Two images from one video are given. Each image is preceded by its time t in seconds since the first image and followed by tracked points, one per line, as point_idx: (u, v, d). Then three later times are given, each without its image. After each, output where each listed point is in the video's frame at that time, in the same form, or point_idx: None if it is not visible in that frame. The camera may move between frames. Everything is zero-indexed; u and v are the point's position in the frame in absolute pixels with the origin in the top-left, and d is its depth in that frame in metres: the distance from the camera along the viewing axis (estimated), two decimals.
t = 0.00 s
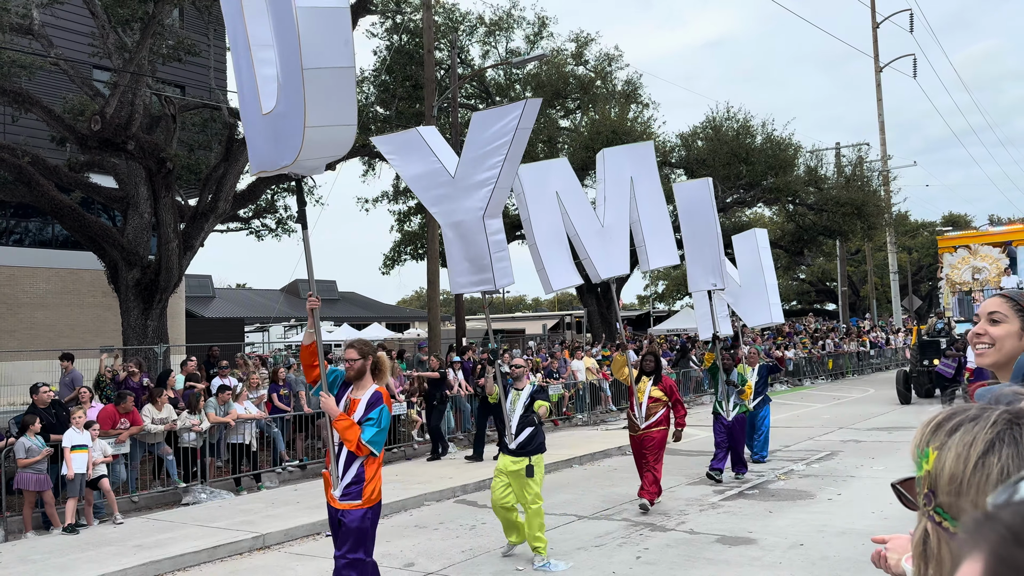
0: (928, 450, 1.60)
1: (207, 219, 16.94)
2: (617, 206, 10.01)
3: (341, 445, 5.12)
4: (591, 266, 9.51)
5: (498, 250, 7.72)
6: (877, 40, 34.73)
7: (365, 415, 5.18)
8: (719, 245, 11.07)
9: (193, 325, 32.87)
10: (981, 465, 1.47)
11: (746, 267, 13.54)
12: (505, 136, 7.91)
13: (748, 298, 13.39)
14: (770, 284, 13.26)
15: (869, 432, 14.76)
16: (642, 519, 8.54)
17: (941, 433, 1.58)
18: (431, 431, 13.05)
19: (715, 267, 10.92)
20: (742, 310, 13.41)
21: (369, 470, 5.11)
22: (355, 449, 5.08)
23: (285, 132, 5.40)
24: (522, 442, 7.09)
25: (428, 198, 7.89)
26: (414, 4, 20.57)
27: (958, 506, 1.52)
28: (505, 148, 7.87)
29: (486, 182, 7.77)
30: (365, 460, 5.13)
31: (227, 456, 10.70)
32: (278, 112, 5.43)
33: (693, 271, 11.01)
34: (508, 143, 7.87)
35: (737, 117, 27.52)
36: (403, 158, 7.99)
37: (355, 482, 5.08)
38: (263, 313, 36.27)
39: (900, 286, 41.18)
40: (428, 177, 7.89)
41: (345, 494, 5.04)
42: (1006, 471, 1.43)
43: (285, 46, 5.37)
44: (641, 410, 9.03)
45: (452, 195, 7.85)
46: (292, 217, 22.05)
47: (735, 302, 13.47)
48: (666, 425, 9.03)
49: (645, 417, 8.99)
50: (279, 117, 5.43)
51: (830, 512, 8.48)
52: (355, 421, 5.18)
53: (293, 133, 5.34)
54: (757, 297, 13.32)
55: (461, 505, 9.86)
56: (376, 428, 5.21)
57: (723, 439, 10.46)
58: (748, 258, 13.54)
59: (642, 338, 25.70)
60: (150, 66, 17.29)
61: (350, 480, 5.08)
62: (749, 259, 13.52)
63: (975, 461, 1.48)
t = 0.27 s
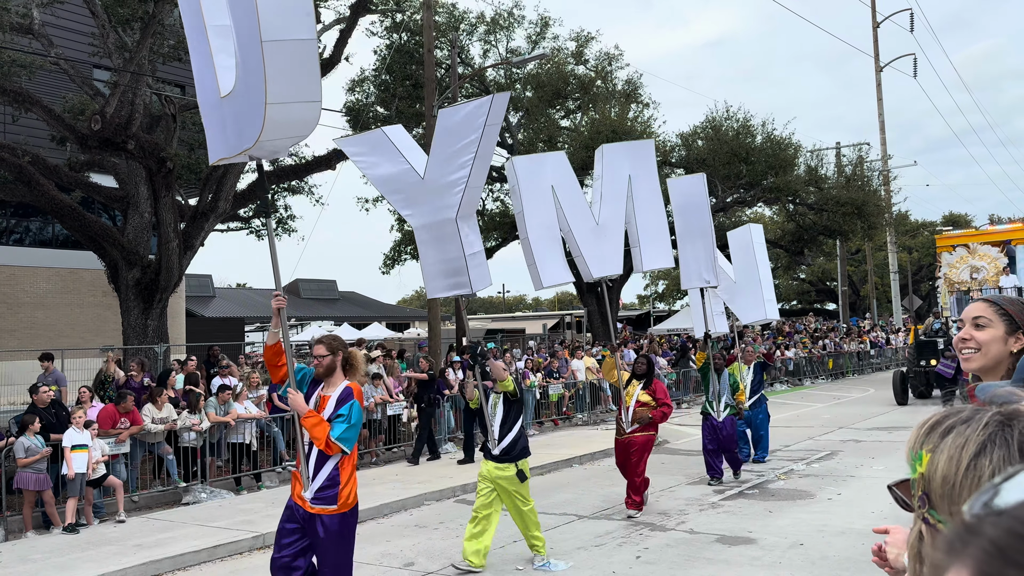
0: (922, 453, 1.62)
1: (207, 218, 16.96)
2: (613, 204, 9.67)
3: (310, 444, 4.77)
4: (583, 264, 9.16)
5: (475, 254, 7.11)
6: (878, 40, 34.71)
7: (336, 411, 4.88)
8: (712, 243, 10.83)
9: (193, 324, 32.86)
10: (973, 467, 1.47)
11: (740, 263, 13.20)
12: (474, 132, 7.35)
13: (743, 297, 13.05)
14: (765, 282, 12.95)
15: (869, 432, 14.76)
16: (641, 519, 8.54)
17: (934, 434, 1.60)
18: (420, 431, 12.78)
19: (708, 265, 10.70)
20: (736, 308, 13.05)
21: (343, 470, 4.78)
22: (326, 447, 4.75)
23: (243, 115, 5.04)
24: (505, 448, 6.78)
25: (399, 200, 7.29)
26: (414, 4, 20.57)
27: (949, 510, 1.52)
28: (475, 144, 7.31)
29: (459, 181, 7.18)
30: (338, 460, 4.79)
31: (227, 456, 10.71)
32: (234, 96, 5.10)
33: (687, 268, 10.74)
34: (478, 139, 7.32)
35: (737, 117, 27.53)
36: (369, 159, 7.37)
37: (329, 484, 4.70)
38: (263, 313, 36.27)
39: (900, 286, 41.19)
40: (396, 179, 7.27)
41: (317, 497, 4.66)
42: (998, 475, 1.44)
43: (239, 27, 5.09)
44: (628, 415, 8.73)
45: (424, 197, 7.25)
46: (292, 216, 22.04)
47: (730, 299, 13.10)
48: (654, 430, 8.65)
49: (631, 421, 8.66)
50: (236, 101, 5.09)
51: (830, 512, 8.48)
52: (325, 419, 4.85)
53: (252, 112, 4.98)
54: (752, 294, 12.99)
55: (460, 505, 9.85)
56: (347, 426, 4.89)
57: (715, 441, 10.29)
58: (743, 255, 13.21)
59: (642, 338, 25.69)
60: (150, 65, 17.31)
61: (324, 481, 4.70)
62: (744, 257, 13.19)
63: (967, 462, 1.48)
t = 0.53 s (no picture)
0: (927, 451, 1.62)
1: (207, 217, 16.95)
2: (613, 197, 9.54)
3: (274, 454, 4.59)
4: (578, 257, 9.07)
5: (446, 247, 7.04)
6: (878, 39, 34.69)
7: (298, 420, 4.66)
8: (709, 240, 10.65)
9: (193, 323, 32.85)
10: (979, 467, 1.47)
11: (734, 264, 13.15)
12: (446, 125, 7.24)
13: (737, 297, 13.07)
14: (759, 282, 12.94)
15: (870, 431, 14.76)
16: (641, 518, 8.55)
17: (938, 433, 1.60)
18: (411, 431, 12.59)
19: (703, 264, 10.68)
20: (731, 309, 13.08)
21: (310, 479, 4.62)
22: (289, 457, 4.57)
23: (199, 108, 4.77)
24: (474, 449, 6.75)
25: (370, 191, 7.23)
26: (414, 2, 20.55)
27: (954, 507, 1.52)
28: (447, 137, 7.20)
29: (430, 173, 7.09)
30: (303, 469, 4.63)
31: (227, 454, 10.73)
32: (189, 88, 4.83)
33: (680, 267, 10.72)
34: (450, 132, 7.20)
35: (737, 116, 27.53)
36: (342, 150, 7.36)
37: (295, 497, 4.54)
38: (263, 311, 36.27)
39: (900, 285, 41.16)
40: (367, 169, 7.24)
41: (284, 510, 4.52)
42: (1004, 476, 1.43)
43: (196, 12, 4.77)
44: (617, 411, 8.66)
45: (396, 189, 7.19)
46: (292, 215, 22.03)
47: (724, 300, 13.13)
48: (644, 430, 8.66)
49: (621, 420, 8.63)
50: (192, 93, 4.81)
51: (830, 511, 8.48)
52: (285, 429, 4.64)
53: (207, 106, 4.74)
54: (745, 295, 13.01)
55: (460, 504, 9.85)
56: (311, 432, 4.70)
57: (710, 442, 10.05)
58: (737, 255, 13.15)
59: (642, 338, 25.68)
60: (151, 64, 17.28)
61: (289, 495, 4.54)
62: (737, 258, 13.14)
63: (972, 462, 1.48)
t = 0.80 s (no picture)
0: (936, 447, 1.61)
1: (208, 215, 16.96)
2: (610, 194, 9.41)
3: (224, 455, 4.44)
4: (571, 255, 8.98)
5: (425, 245, 6.76)
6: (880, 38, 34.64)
7: (253, 418, 4.51)
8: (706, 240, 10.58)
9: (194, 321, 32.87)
10: (993, 465, 1.47)
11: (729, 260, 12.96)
12: (430, 115, 6.81)
13: (731, 294, 12.90)
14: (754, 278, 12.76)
15: (870, 430, 14.75)
16: (642, 516, 8.55)
17: (949, 429, 1.59)
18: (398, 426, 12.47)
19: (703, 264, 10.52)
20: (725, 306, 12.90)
21: (261, 480, 4.49)
22: (241, 457, 4.42)
23: (152, 89, 4.57)
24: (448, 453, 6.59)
25: (347, 181, 6.82)
26: None
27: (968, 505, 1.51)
28: (431, 129, 6.79)
29: (411, 167, 6.72)
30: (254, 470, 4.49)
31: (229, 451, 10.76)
32: (141, 68, 4.64)
33: (677, 266, 10.51)
34: (434, 123, 6.78)
35: (739, 114, 27.51)
36: (318, 134, 6.87)
37: (245, 496, 4.41)
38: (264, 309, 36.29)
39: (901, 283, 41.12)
40: (345, 157, 6.80)
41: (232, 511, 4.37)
42: (1017, 474, 1.43)
43: None
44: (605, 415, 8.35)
45: (374, 180, 6.80)
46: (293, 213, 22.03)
47: (718, 296, 12.95)
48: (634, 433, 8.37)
49: (609, 425, 8.31)
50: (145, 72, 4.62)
51: (830, 510, 8.48)
52: (240, 426, 4.48)
53: (160, 85, 4.52)
54: (740, 291, 12.82)
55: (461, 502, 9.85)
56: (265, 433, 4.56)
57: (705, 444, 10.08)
58: (732, 251, 12.95)
59: (643, 336, 25.69)
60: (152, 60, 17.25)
61: (239, 495, 4.40)
62: (732, 254, 12.94)
63: (985, 459, 1.48)
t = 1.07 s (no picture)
0: (946, 442, 1.60)
1: (210, 212, 16.98)
2: (603, 187, 9.32)
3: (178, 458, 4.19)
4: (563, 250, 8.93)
5: (404, 236, 6.67)
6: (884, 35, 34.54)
7: (207, 420, 4.25)
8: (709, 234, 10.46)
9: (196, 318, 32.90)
10: (1004, 460, 1.46)
11: (728, 256, 12.63)
12: (414, 103, 6.79)
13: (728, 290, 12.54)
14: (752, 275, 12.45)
15: (872, 429, 14.75)
16: (644, 514, 8.56)
17: (957, 424, 1.59)
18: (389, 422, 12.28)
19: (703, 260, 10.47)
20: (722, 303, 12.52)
21: (213, 486, 4.24)
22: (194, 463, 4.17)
23: (106, 74, 4.49)
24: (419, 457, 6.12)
25: (330, 167, 6.79)
26: None
27: (979, 498, 1.50)
28: (415, 117, 6.78)
29: (394, 155, 6.69)
30: (209, 476, 4.23)
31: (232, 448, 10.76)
32: (97, 52, 4.57)
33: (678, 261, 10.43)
34: (418, 111, 6.77)
35: (741, 112, 27.48)
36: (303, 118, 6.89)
37: (195, 503, 4.18)
38: (267, 306, 36.33)
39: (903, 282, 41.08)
40: (329, 143, 6.80)
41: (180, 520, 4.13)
42: None
43: None
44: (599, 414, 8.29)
45: (357, 168, 6.76)
46: (296, 210, 22.05)
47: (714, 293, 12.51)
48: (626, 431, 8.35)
49: (604, 423, 8.26)
50: (101, 57, 4.54)
51: (832, 508, 8.49)
52: (194, 429, 4.24)
53: (114, 71, 4.45)
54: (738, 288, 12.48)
55: (463, 499, 9.86)
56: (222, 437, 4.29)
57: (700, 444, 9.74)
58: (732, 248, 12.62)
59: (644, 334, 25.68)
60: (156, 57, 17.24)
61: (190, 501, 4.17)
62: (731, 250, 12.60)
63: (997, 454, 1.47)
